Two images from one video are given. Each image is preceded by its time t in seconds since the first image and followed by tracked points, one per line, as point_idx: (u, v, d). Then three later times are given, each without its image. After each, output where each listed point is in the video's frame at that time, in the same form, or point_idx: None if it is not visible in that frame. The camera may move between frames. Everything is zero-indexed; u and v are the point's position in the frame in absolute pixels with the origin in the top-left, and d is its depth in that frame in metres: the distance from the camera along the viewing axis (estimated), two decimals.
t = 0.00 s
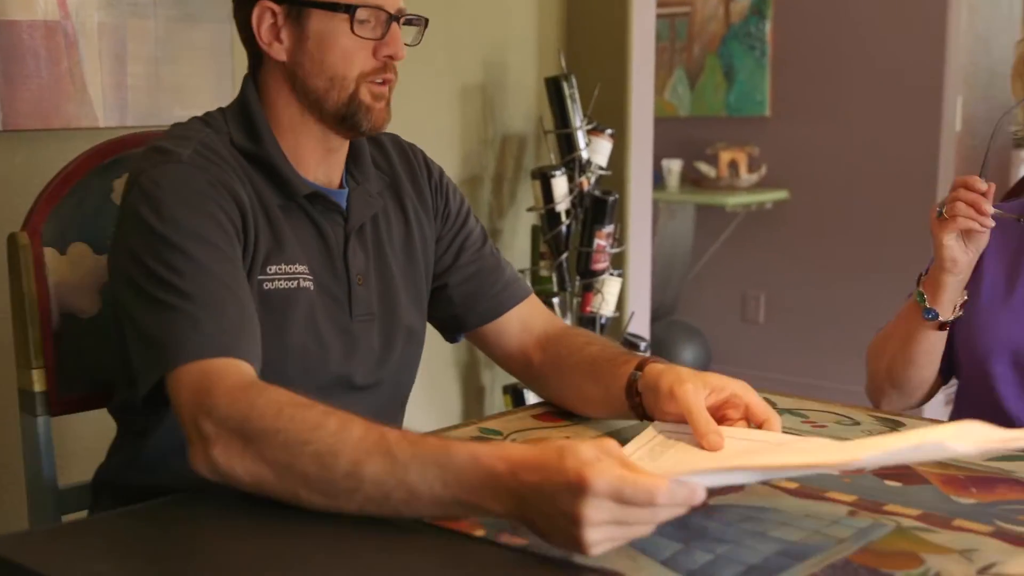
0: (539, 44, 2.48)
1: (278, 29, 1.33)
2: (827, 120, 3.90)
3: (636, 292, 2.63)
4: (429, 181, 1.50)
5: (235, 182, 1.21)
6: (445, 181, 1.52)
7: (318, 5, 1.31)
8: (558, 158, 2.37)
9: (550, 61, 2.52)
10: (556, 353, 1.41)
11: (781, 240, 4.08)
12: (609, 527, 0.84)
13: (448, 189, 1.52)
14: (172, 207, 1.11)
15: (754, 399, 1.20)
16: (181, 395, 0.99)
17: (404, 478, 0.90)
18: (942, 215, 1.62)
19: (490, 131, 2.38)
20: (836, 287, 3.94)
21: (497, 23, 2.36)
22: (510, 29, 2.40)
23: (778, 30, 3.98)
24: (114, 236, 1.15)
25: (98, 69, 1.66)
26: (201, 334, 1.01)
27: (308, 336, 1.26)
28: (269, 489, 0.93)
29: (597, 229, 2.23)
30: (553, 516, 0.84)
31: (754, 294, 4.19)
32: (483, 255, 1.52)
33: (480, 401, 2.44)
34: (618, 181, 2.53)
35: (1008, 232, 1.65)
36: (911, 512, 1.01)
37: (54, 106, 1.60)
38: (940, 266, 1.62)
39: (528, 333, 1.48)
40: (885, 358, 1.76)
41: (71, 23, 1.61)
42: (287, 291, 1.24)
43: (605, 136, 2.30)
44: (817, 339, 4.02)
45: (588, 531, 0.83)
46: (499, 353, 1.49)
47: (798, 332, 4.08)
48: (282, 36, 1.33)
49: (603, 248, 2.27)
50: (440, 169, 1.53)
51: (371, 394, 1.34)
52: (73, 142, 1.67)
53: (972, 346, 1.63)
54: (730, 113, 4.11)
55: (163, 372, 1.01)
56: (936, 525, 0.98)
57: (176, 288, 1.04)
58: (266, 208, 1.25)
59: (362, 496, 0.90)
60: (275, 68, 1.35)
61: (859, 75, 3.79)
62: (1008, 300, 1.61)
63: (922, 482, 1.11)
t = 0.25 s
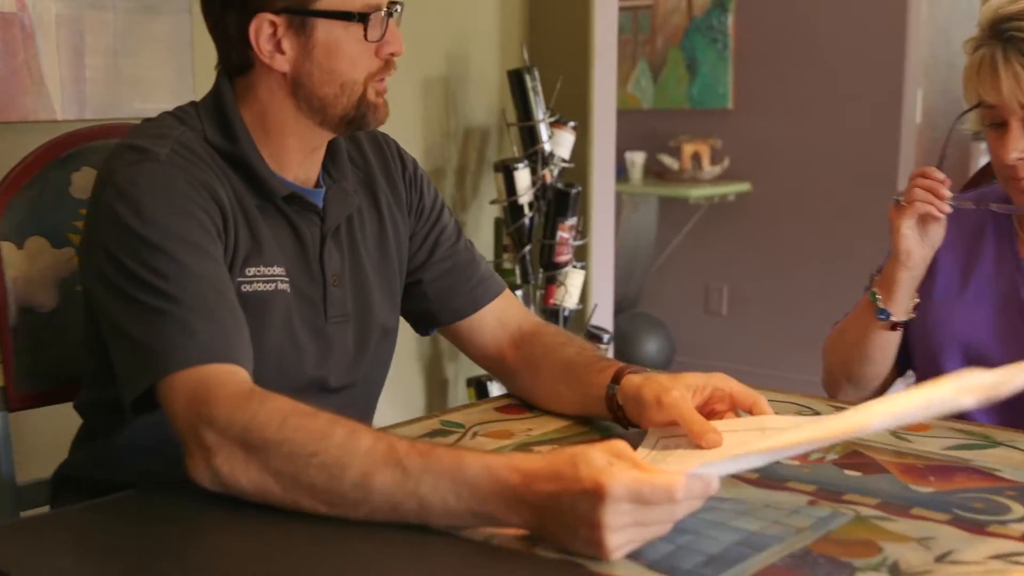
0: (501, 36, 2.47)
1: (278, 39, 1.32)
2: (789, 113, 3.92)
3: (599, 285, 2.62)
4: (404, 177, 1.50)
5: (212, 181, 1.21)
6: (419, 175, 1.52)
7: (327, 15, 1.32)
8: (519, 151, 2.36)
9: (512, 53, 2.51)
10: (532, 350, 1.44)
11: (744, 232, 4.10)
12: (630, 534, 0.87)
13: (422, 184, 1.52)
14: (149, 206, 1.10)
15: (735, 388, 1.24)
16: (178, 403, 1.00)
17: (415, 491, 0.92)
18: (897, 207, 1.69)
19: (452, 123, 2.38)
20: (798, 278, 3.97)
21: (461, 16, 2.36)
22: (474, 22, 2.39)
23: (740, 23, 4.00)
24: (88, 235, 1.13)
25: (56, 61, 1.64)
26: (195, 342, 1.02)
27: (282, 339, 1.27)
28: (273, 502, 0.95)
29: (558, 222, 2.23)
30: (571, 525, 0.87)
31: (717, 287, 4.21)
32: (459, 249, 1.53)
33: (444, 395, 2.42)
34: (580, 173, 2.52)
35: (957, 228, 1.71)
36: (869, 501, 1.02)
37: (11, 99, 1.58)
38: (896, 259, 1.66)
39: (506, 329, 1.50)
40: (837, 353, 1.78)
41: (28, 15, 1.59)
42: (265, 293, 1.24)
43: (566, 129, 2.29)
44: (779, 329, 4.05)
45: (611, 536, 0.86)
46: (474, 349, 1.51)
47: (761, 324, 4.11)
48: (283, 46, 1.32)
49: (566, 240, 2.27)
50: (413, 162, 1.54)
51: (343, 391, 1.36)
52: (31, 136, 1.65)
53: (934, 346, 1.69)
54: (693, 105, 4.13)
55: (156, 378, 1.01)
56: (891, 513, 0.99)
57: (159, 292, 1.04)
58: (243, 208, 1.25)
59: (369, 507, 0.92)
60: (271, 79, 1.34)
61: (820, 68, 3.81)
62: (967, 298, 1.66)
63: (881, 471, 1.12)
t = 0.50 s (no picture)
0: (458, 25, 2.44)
1: (284, 58, 1.27)
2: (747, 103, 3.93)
3: (558, 274, 2.61)
4: (390, 181, 1.49)
5: (202, 186, 1.17)
6: (407, 178, 1.51)
7: (337, 36, 1.27)
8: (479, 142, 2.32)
9: (470, 44, 2.47)
10: (528, 343, 1.44)
11: (702, 222, 4.12)
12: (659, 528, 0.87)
13: (409, 186, 1.51)
14: (137, 203, 1.04)
15: (759, 382, 1.24)
16: (168, 400, 0.95)
17: (429, 487, 0.91)
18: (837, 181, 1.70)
19: (409, 113, 2.32)
20: (756, 268, 3.99)
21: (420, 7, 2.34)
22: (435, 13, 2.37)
23: (698, 14, 4.00)
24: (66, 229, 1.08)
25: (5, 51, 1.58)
26: (187, 333, 0.97)
27: (259, 351, 1.25)
28: (275, 501, 0.92)
29: (518, 213, 2.22)
30: (597, 520, 0.87)
31: (676, 276, 4.23)
32: (451, 249, 1.52)
33: (402, 386, 2.39)
34: (539, 164, 2.51)
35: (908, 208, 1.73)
36: (826, 489, 1.03)
37: None
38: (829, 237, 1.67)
39: (503, 324, 1.50)
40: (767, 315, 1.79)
41: None
42: (243, 305, 1.23)
43: (526, 120, 2.26)
44: (738, 318, 4.07)
45: (639, 532, 0.86)
46: (467, 343, 1.51)
47: (720, 313, 4.13)
48: (288, 65, 1.27)
49: (525, 231, 2.25)
50: (401, 165, 1.53)
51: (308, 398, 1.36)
52: None
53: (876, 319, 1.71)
54: (652, 96, 4.13)
55: (140, 371, 0.96)
56: (847, 500, 1.00)
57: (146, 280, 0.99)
58: (228, 216, 1.22)
59: (381, 505, 0.91)
60: (268, 94, 1.29)
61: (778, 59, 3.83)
62: (912, 277, 1.68)
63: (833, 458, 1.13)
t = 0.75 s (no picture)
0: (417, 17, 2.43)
1: (294, 54, 1.24)
2: (706, 95, 3.94)
3: (517, 265, 2.60)
4: (386, 167, 1.47)
5: (204, 181, 1.14)
6: (403, 164, 1.51)
7: (350, 35, 1.25)
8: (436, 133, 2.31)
9: (427, 36, 2.45)
10: (520, 341, 1.41)
11: (662, 214, 4.13)
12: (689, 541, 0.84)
13: (405, 172, 1.50)
14: (140, 199, 1.00)
15: (765, 385, 1.22)
16: (183, 405, 0.92)
17: (455, 493, 0.88)
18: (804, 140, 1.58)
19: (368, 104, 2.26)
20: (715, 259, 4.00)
21: None
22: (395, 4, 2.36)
23: (656, 6, 4.01)
24: (62, 219, 1.05)
25: None
26: (198, 336, 0.94)
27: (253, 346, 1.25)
28: (296, 512, 0.89)
29: (476, 204, 2.20)
30: (623, 527, 0.85)
31: (636, 267, 4.24)
32: (444, 239, 1.51)
33: (362, 379, 2.36)
34: (498, 155, 2.49)
35: (854, 202, 1.62)
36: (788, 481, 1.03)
37: None
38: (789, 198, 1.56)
39: (494, 320, 1.48)
40: (708, 292, 1.68)
41: None
42: (240, 301, 1.21)
43: (484, 111, 2.25)
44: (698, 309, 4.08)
45: (670, 539, 0.83)
46: (454, 341, 1.48)
47: (679, 304, 4.14)
48: (298, 61, 1.25)
49: (484, 222, 2.23)
50: (397, 148, 1.52)
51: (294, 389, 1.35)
52: None
53: (824, 319, 1.60)
54: (611, 88, 4.14)
55: (149, 373, 0.93)
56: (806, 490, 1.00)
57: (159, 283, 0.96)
58: (226, 211, 1.20)
59: (406, 514, 0.87)
60: (273, 88, 1.26)
61: (736, 50, 3.84)
62: (857, 274, 1.58)
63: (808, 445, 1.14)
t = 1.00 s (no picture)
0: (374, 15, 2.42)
1: (244, 69, 1.23)
2: (664, 93, 3.95)
3: (476, 263, 2.59)
4: (337, 175, 1.48)
5: (156, 198, 1.13)
6: (355, 169, 1.50)
7: (300, 52, 1.23)
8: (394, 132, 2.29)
9: (384, 34, 2.44)
10: (478, 341, 1.42)
11: (621, 211, 4.13)
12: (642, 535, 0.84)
13: (358, 177, 1.50)
14: (90, 216, 1.00)
15: (735, 386, 1.22)
16: (137, 419, 0.92)
17: (412, 489, 0.88)
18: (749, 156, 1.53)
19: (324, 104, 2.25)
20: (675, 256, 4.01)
21: None
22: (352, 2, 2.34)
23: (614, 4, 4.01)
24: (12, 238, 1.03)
25: None
26: (152, 350, 0.94)
27: (212, 361, 1.25)
28: (250, 519, 0.87)
29: (434, 203, 2.21)
30: (577, 520, 0.85)
31: (595, 265, 4.24)
32: (395, 241, 1.51)
33: (321, 379, 2.35)
34: (456, 153, 2.48)
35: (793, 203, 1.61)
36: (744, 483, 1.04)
37: None
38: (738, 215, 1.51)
39: (455, 320, 1.47)
40: (659, 309, 1.64)
41: None
42: (195, 316, 1.21)
43: (442, 109, 2.24)
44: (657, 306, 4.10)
45: (621, 528, 0.83)
46: (412, 341, 1.48)
47: (639, 300, 4.15)
48: (248, 77, 1.24)
49: (442, 220, 2.23)
50: (347, 153, 1.51)
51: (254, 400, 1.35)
52: None
53: (767, 321, 1.59)
54: (569, 86, 4.14)
55: (105, 390, 0.93)
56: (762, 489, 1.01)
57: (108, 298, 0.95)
58: (179, 226, 1.19)
59: (363, 510, 0.87)
60: (224, 104, 1.25)
61: (693, 48, 3.86)
62: (799, 275, 1.56)
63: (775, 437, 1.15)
